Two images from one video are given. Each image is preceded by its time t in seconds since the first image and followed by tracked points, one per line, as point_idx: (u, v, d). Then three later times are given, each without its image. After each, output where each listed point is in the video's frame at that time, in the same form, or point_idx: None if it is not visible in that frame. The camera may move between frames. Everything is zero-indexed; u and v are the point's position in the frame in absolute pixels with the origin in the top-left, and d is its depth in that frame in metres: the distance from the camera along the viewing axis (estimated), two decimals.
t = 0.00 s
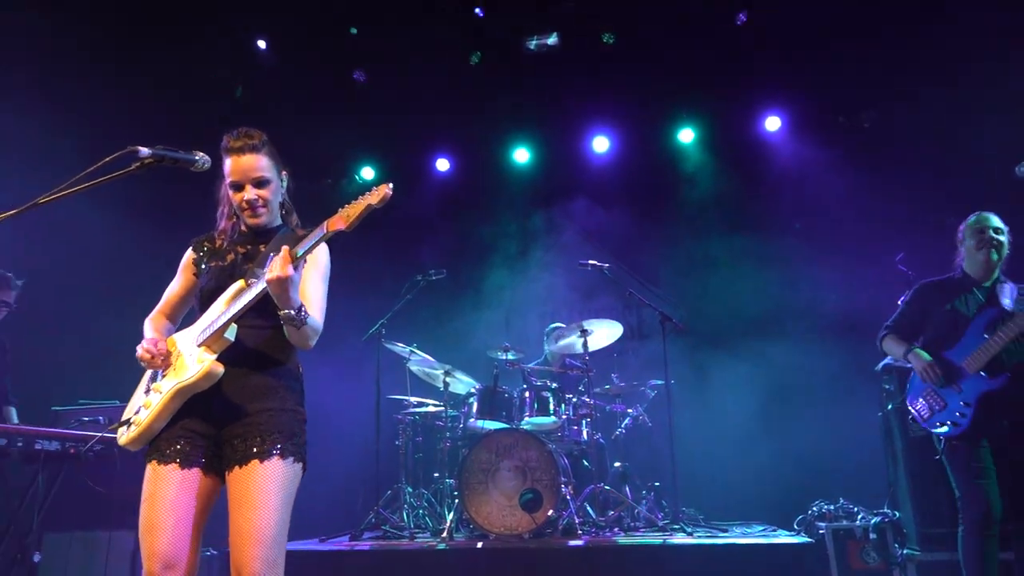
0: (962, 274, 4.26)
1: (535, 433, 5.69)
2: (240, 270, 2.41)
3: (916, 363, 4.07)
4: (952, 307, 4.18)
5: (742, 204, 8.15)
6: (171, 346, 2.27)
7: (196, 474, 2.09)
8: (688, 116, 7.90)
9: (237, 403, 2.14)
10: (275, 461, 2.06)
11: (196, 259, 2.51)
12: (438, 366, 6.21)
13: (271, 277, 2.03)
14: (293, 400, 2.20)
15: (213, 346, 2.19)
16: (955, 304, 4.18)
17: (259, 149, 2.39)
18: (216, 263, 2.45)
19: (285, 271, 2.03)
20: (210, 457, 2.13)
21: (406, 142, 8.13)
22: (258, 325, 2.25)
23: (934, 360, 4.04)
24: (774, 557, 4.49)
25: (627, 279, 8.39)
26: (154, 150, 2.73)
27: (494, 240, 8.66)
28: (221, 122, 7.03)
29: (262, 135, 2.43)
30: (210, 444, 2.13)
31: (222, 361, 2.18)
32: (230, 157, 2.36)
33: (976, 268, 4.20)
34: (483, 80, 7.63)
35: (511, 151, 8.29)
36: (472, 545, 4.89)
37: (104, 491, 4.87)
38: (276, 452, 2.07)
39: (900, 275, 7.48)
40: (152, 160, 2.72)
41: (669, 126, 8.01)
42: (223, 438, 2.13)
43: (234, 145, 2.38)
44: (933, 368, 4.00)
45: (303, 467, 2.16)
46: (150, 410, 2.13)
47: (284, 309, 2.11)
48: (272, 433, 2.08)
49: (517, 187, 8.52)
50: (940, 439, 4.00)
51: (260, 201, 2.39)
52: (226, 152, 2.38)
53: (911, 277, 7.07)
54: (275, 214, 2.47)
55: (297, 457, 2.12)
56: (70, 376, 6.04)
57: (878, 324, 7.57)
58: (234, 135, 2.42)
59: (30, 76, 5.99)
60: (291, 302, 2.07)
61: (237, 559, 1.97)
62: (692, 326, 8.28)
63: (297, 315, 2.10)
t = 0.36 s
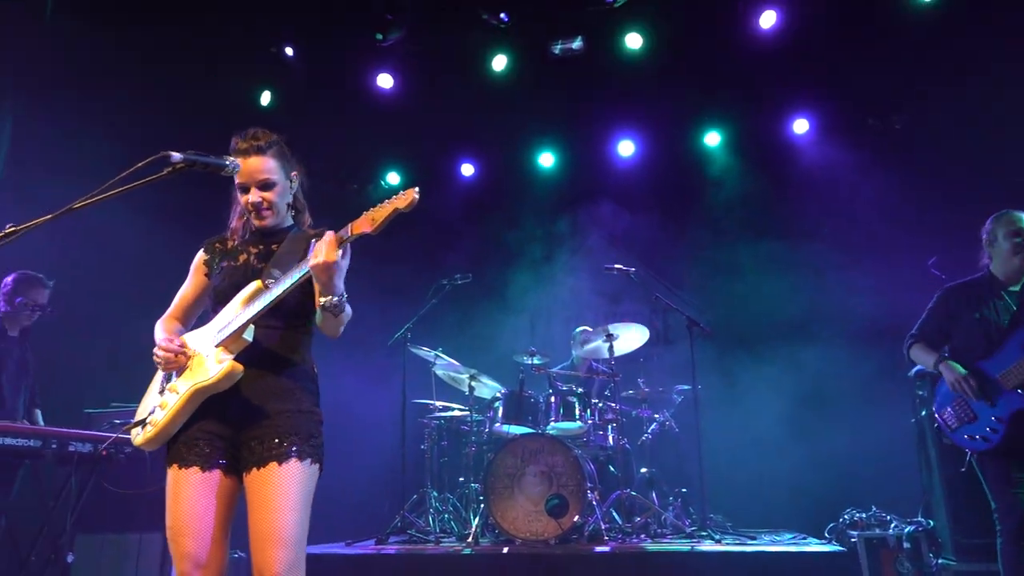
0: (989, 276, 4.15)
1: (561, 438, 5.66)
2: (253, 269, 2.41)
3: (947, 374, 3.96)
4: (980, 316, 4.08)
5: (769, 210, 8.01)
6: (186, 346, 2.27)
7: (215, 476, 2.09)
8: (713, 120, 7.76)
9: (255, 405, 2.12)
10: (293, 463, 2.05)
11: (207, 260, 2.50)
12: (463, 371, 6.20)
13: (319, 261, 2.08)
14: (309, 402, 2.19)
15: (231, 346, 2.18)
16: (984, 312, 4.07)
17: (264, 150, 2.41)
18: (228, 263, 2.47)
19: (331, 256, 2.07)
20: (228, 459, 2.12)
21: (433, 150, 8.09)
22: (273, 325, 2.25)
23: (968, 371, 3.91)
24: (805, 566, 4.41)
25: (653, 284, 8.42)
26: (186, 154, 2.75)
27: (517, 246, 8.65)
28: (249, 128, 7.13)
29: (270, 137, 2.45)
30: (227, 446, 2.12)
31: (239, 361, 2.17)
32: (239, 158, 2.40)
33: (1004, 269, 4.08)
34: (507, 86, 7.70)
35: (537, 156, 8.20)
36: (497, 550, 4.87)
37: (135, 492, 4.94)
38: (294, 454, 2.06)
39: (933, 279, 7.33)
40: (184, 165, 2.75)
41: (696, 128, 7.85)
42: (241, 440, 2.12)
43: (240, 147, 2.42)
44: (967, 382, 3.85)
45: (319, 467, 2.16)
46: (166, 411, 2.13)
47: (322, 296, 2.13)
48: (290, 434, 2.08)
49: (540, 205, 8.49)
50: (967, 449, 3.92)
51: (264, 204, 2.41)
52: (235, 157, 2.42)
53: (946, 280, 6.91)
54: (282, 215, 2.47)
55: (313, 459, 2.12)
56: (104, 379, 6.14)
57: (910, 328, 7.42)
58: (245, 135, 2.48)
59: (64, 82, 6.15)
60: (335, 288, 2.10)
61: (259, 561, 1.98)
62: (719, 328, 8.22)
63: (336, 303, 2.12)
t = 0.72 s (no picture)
0: (995, 273, 3.72)
1: (586, 444, 5.59)
2: (274, 275, 2.43)
3: (963, 371, 3.47)
4: (992, 312, 3.63)
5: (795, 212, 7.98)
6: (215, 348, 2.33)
7: (236, 480, 2.10)
8: (739, 124, 7.71)
9: (275, 410, 2.13)
10: (313, 467, 2.05)
11: (229, 267, 2.50)
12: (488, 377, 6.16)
13: (342, 267, 2.05)
14: (330, 407, 2.18)
15: (252, 352, 2.18)
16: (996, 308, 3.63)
17: (276, 159, 2.40)
18: (250, 270, 2.47)
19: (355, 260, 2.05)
20: (250, 464, 2.13)
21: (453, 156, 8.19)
22: (296, 331, 2.25)
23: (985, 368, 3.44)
24: None
25: (675, 290, 8.34)
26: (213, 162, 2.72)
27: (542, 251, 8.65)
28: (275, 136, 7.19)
29: (283, 144, 2.46)
30: (248, 451, 2.13)
31: (260, 366, 2.17)
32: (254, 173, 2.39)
33: (1012, 262, 3.67)
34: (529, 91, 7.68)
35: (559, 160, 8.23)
36: (522, 558, 4.83)
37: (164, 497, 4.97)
38: (314, 458, 2.06)
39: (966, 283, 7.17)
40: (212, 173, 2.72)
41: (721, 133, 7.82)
42: (262, 444, 2.13)
43: (255, 156, 2.42)
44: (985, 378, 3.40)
45: (340, 473, 2.15)
46: (189, 416, 2.14)
47: (355, 298, 2.14)
48: (311, 440, 2.07)
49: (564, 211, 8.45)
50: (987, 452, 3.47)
51: (278, 212, 2.42)
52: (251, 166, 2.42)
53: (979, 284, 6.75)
54: (299, 222, 2.48)
55: (334, 464, 2.11)
56: (129, 384, 6.10)
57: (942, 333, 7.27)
58: (258, 144, 2.49)
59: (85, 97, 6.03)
60: (365, 290, 2.10)
61: (282, 565, 1.98)
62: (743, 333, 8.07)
63: (366, 305, 2.14)
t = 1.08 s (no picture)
0: None
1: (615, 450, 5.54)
2: (300, 286, 2.42)
3: (993, 376, 3.68)
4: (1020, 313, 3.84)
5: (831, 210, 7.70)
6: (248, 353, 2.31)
7: (265, 489, 2.10)
8: (767, 126, 7.61)
9: (304, 419, 2.12)
10: (345, 473, 2.05)
11: (256, 279, 2.52)
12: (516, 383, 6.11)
13: (372, 277, 2.05)
14: (359, 416, 2.20)
15: (282, 362, 2.17)
16: None
17: (304, 170, 2.43)
18: (277, 283, 2.47)
19: (385, 268, 2.05)
20: (278, 472, 2.13)
21: (481, 161, 8.11)
22: (325, 342, 2.25)
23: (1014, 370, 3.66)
24: None
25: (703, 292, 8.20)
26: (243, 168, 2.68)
27: (568, 255, 8.55)
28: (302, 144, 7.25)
29: (310, 156, 2.47)
30: (276, 459, 2.12)
31: (291, 377, 2.16)
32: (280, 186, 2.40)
33: None
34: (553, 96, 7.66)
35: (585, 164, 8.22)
36: (553, 564, 4.79)
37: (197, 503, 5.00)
38: (346, 465, 2.06)
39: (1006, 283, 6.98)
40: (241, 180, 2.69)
41: (748, 134, 7.75)
42: (291, 453, 2.13)
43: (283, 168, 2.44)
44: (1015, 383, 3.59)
45: (368, 482, 2.14)
46: (220, 427, 2.12)
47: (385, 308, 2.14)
48: (342, 447, 2.08)
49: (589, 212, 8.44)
50: None
51: (305, 224, 2.42)
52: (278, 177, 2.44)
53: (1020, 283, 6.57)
54: (324, 233, 2.47)
55: (363, 472, 2.11)
56: (158, 391, 6.15)
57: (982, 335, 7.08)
58: (285, 155, 2.50)
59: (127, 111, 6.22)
60: (395, 299, 2.10)
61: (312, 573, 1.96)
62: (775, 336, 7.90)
63: (397, 314, 2.15)
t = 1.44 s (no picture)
0: None
1: (648, 454, 5.48)
2: (330, 284, 2.41)
3: None
4: None
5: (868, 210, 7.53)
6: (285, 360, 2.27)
7: (306, 492, 2.09)
8: (800, 125, 7.49)
9: (340, 421, 2.11)
10: (380, 476, 2.04)
11: (286, 280, 2.55)
12: (547, 388, 6.04)
13: (400, 271, 2.06)
14: (394, 416, 2.17)
15: (316, 363, 2.14)
16: None
17: (330, 169, 2.45)
18: (306, 283, 2.48)
19: (415, 261, 2.06)
20: (315, 473, 2.11)
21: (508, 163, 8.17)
22: (356, 340, 2.23)
23: None
24: None
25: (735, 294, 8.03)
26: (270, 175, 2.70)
27: (598, 258, 8.52)
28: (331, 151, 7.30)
29: (336, 154, 2.49)
30: (312, 460, 2.11)
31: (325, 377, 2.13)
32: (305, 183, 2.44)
33: None
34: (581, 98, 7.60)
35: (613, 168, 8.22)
36: (587, 572, 4.74)
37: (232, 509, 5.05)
38: (382, 468, 2.04)
39: None
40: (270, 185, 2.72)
41: (780, 134, 7.62)
42: (329, 456, 2.12)
43: (309, 168, 2.47)
44: None
45: (405, 481, 2.13)
46: (259, 429, 2.12)
47: (418, 302, 2.14)
48: (378, 448, 2.06)
49: (617, 213, 8.39)
50: None
51: (331, 222, 2.43)
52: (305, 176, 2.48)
53: None
54: (351, 230, 2.48)
55: (400, 473, 2.10)
56: (191, 398, 6.22)
57: None
58: (311, 155, 2.53)
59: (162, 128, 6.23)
60: (427, 292, 2.11)
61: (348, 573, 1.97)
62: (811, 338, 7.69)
63: (430, 307, 2.15)
